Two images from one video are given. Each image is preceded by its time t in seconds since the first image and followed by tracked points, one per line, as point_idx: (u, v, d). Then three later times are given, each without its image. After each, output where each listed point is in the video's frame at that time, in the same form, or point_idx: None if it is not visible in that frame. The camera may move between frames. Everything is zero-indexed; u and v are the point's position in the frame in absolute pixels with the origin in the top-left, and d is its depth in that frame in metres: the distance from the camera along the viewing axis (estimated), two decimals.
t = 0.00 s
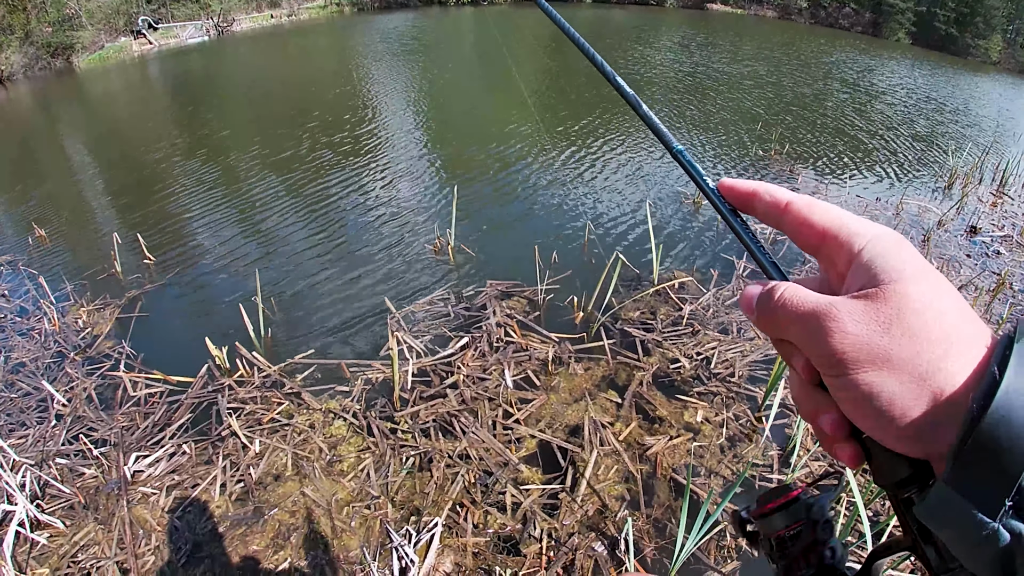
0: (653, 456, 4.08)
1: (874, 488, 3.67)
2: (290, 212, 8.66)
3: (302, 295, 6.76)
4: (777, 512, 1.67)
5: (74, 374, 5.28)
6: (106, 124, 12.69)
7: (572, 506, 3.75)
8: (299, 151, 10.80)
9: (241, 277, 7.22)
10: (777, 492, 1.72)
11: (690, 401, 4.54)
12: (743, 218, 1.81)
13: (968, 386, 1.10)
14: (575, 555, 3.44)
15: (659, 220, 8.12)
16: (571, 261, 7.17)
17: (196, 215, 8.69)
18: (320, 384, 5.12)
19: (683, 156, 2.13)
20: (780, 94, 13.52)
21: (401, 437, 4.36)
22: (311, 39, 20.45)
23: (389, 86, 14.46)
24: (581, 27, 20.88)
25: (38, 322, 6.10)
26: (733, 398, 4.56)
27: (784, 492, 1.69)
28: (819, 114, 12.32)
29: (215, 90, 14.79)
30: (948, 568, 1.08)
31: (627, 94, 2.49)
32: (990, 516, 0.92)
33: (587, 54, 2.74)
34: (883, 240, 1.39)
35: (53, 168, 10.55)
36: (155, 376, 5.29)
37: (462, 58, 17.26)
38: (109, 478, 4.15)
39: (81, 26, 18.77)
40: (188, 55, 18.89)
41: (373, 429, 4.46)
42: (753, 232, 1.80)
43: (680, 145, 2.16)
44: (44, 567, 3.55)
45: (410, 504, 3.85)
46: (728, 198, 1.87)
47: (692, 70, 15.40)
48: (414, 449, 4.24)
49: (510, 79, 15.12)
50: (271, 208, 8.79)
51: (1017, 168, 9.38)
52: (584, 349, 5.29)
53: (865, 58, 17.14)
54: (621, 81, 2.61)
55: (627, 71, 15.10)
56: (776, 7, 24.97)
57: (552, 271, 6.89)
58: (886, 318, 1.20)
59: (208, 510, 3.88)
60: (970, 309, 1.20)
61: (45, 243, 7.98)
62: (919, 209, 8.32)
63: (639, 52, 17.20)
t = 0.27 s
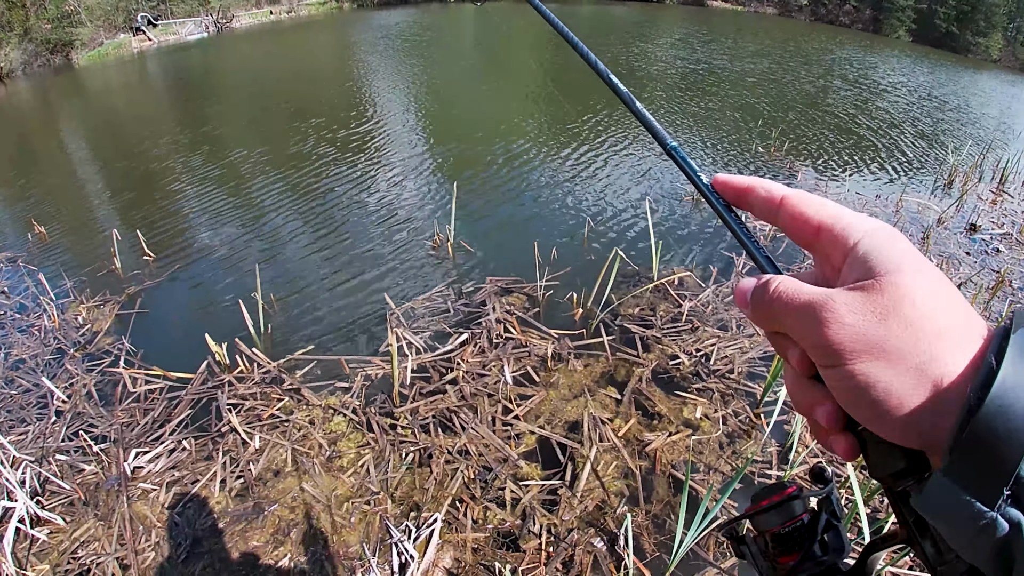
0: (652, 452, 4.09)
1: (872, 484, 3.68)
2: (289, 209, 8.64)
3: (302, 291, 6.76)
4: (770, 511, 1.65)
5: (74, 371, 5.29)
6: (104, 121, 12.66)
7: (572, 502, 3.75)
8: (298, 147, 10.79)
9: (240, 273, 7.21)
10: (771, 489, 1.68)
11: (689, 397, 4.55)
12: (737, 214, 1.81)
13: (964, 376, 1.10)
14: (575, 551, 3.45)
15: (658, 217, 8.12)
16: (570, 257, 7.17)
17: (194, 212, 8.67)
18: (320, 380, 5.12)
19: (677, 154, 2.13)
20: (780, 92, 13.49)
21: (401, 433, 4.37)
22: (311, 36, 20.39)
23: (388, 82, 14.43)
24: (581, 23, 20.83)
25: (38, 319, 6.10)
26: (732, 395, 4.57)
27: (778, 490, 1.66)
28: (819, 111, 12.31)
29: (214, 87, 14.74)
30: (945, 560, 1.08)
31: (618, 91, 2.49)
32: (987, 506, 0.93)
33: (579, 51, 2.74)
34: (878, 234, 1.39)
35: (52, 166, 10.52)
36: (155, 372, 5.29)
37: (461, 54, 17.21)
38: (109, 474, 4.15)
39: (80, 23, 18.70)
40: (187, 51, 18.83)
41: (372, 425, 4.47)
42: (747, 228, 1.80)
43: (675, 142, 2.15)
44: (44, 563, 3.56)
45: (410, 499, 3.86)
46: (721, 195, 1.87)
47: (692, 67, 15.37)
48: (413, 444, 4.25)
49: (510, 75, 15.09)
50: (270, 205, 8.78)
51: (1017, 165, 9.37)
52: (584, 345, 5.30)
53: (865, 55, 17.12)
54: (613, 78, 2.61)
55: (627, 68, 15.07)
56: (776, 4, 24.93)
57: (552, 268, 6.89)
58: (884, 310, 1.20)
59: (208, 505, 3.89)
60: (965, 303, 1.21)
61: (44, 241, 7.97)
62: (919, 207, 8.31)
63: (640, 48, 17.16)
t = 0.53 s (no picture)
0: (653, 450, 4.09)
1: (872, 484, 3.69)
2: (290, 207, 8.64)
3: (304, 289, 6.77)
4: (772, 503, 1.66)
5: (76, 369, 5.30)
6: (105, 120, 12.67)
7: (573, 501, 3.76)
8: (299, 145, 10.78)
9: (242, 272, 7.22)
10: (773, 484, 1.71)
11: (691, 396, 4.55)
12: (742, 216, 1.81)
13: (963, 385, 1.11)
14: (576, 549, 3.45)
15: (660, 215, 8.12)
16: (572, 256, 7.17)
17: (195, 210, 8.68)
18: (321, 378, 5.13)
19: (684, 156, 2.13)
20: (782, 90, 13.47)
21: (402, 431, 4.38)
22: (312, 34, 20.38)
23: (390, 81, 14.43)
24: (583, 22, 20.79)
25: (40, 317, 6.11)
26: (734, 393, 4.57)
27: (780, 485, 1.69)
28: (820, 110, 12.29)
29: (215, 85, 14.75)
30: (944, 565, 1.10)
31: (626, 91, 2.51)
32: (985, 514, 0.94)
33: (587, 49, 2.74)
34: (881, 241, 1.39)
35: (53, 164, 10.53)
36: (156, 370, 5.30)
37: (463, 52, 17.19)
38: (111, 472, 4.16)
39: (81, 21, 18.70)
40: (188, 49, 18.83)
41: (374, 423, 4.47)
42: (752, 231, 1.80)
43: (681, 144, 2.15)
44: (46, 560, 3.57)
45: (411, 497, 3.87)
46: (728, 197, 1.87)
47: (694, 66, 15.35)
48: (415, 443, 4.26)
49: (511, 74, 15.07)
50: (271, 203, 8.79)
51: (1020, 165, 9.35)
52: (585, 344, 5.30)
53: (867, 54, 17.09)
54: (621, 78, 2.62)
55: (629, 66, 15.05)
56: (778, 3, 24.88)
57: (553, 266, 6.89)
58: (886, 318, 1.20)
59: (210, 503, 3.90)
60: (965, 311, 1.21)
61: (46, 239, 7.98)
62: (920, 206, 8.30)
63: (642, 47, 17.14)
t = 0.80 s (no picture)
0: (651, 456, 4.09)
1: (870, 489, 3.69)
2: (289, 212, 8.66)
3: (302, 294, 6.77)
4: (773, 516, 1.65)
5: (74, 374, 5.29)
6: (104, 124, 12.69)
7: (571, 506, 3.76)
8: (298, 150, 10.80)
9: (240, 276, 7.22)
10: (773, 496, 1.70)
11: (688, 401, 4.55)
12: (743, 232, 1.82)
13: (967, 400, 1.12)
14: (574, 555, 3.45)
15: (657, 220, 8.13)
16: (570, 261, 7.18)
17: (194, 215, 8.69)
18: (319, 383, 5.13)
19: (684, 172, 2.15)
20: (779, 95, 13.52)
21: (400, 437, 4.38)
22: (311, 39, 20.44)
23: (388, 85, 14.47)
24: (581, 26, 20.86)
25: (38, 321, 6.11)
26: (732, 399, 4.57)
27: (779, 497, 1.68)
28: (818, 114, 12.33)
29: (214, 89, 14.79)
30: None
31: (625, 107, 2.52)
32: (989, 529, 0.95)
33: (586, 65, 2.76)
34: (883, 256, 1.40)
35: (51, 168, 10.53)
36: (155, 375, 5.30)
37: (462, 57, 17.24)
38: (109, 477, 4.16)
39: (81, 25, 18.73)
40: (187, 54, 18.89)
41: (372, 428, 4.47)
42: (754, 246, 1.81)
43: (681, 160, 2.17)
44: (44, 566, 3.56)
45: (409, 503, 3.87)
46: (729, 213, 1.88)
47: (692, 70, 15.40)
48: (413, 448, 4.26)
49: (510, 79, 15.11)
50: (269, 207, 8.80)
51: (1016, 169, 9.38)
52: (583, 349, 5.30)
53: (865, 59, 17.15)
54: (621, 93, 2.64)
55: (626, 71, 15.10)
56: (776, 8, 24.96)
57: (552, 271, 6.89)
58: (888, 334, 1.21)
59: (208, 508, 3.89)
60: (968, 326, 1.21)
61: (45, 243, 7.98)
62: (918, 210, 8.32)
63: (640, 52, 17.19)
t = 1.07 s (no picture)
0: (652, 458, 4.09)
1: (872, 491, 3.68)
2: (289, 214, 8.65)
3: (303, 295, 6.77)
4: (781, 524, 1.70)
5: (74, 375, 5.29)
6: (105, 125, 12.70)
7: (572, 509, 3.75)
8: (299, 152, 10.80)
9: (239, 278, 7.21)
10: (782, 505, 1.75)
11: (690, 404, 4.55)
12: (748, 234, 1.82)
13: (967, 405, 1.11)
14: (575, 557, 3.45)
15: (658, 222, 8.13)
16: (571, 263, 7.18)
17: (194, 216, 8.70)
18: (320, 386, 5.13)
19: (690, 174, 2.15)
20: (780, 96, 13.53)
21: (401, 439, 4.37)
22: (311, 41, 20.46)
23: (389, 87, 14.50)
24: (582, 28, 20.89)
25: (38, 323, 6.10)
26: (733, 401, 4.57)
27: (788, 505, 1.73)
28: (818, 116, 12.34)
29: (214, 91, 14.81)
30: None
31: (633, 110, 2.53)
32: (987, 531, 0.92)
33: (594, 67, 2.77)
34: (886, 260, 1.40)
35: (52, 170, 10.54)
36: (155, 377, 5.30)
37: (462, 59, 17.27)
38: (110, 479, 4.15)
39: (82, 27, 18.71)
40: (187, 56, 18.90)
41: (373, 431, 4.47)
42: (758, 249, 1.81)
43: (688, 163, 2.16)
44: (44, 567, 3.56)
45: (410, 505, 3.86)
46: (734, 215, 1.89)
47: (692, 72, 15.41)
48: (414, 450, 4.25)
49: (509, 81, 15.15)
50: (269, 210, 8.81)
51: (1017, 170, 9.38)
52: (584, 351, 5.30)
53: (865, 60, 17.17)
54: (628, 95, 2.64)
55: (627, 73, 15.12)
56: (777, 9, 24.99)
57: (552, 274, 6.89)
58: (889, 337, 1.21)
59: (209, 510, 3.88)
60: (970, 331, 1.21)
61: (45, 244, 7.98)
62: (919, 212, 8.32)
63: (640, 53, 17.20)
